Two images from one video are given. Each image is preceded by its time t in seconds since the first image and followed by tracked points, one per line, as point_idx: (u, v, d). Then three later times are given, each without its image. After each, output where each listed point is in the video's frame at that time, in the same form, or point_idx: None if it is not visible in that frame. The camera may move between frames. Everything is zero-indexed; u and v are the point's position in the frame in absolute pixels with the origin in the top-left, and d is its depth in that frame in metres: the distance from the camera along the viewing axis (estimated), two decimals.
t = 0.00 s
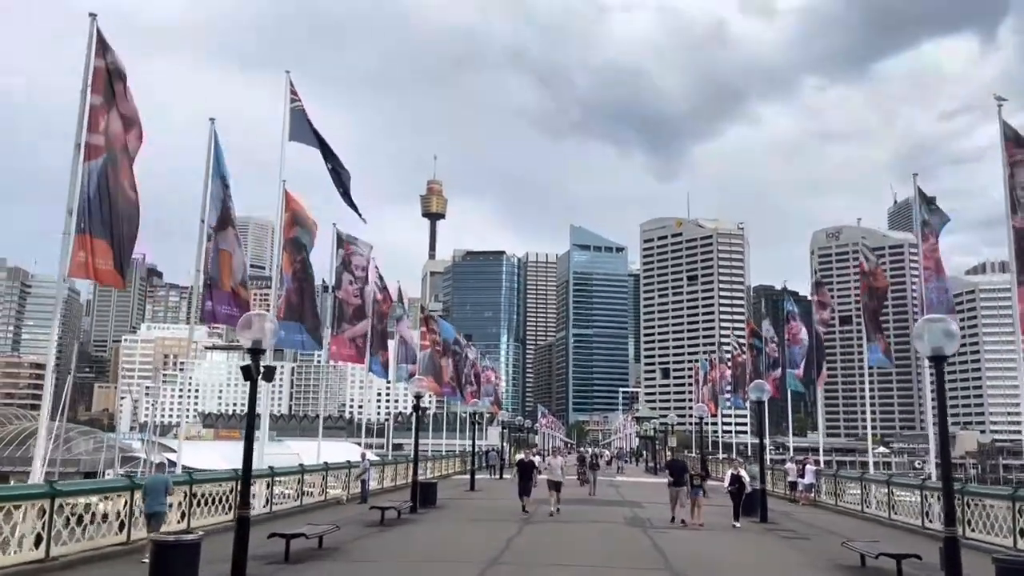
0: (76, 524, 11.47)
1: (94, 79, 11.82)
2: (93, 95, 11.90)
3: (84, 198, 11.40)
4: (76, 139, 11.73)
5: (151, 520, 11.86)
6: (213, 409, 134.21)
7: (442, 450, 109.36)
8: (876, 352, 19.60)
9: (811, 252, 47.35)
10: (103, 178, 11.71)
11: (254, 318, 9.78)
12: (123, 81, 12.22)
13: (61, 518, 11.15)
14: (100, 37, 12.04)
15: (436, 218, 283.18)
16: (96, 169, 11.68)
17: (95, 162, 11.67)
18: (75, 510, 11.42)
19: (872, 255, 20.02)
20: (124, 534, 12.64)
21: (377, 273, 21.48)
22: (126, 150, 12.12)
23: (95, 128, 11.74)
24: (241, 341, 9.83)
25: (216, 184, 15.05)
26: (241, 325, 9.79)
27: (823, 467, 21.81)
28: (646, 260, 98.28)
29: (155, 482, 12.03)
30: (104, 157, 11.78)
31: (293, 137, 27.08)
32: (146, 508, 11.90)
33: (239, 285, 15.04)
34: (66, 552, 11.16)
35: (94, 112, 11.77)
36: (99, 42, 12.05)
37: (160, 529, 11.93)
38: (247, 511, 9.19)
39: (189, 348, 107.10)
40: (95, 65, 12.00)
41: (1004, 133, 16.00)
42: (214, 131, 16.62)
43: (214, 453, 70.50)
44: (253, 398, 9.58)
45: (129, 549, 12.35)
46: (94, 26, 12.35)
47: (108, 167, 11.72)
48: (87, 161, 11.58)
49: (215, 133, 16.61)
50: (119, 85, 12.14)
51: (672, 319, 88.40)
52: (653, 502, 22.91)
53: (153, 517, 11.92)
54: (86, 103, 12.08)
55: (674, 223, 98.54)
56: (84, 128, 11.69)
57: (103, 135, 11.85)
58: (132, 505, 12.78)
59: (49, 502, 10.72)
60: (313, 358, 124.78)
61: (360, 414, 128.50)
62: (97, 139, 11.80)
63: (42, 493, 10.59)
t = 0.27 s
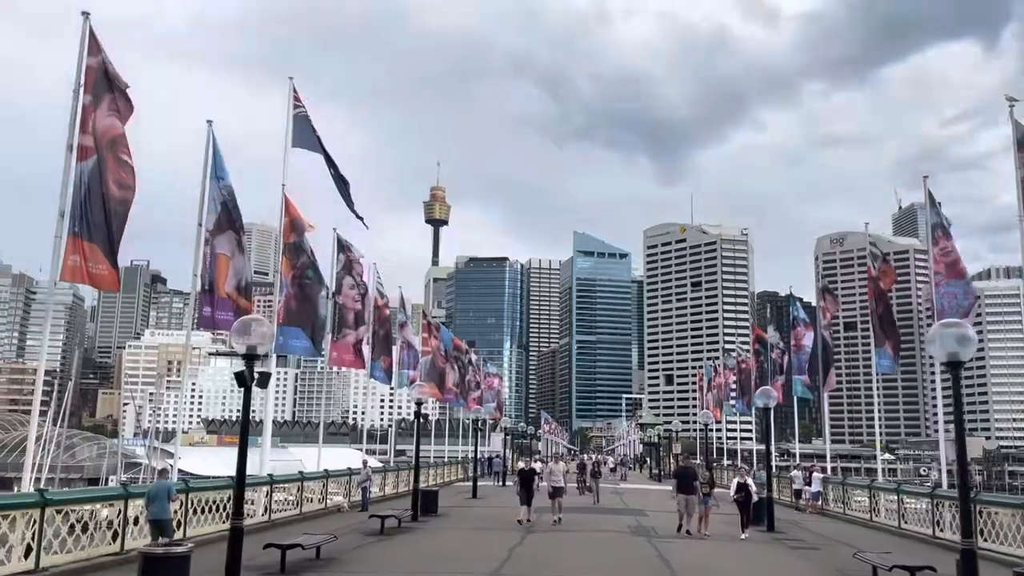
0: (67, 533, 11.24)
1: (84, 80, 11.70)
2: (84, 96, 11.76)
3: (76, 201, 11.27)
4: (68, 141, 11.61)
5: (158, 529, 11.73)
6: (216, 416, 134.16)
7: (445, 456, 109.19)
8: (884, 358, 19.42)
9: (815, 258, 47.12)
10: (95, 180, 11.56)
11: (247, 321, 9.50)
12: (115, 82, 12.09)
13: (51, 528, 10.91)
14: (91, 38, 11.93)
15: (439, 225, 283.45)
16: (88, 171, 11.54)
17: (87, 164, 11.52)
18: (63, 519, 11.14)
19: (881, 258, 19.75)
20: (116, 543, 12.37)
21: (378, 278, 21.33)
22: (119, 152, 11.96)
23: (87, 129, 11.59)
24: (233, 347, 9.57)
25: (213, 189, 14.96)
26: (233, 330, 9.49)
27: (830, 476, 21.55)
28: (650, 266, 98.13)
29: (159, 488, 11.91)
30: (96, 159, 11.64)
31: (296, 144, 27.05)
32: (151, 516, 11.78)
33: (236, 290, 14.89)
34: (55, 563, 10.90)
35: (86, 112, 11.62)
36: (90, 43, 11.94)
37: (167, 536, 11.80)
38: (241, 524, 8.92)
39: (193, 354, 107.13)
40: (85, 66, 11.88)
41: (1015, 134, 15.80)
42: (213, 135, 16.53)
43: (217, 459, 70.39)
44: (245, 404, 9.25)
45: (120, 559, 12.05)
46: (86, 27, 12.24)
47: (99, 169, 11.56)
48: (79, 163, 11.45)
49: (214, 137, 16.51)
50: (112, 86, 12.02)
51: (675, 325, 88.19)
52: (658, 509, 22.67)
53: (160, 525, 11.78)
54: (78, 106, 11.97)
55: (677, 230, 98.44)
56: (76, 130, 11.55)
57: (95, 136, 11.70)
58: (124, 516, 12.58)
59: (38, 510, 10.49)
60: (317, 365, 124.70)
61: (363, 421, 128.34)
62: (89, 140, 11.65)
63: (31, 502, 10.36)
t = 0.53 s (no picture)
0: (55, 539, 10.62)
1: (73, 75, 11.56)
2: (73, 92, 11.62)
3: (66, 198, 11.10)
4: (58, 137, 11.47)
5: (159, 534, 11.56)
6: (219, 421, 134.13)
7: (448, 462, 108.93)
8: (890, 364, 19.13)
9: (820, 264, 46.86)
10: (85, 176, 11.40)
11: (237, 321, 9.28)
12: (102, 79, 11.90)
13: (36, 534, 10.25)
14: (81, 33, 11.79)
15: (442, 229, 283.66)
16: (76, 167, 11.38)
17: (76, 159, 11.37)
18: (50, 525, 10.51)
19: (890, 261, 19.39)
20: (106, 549, 11.71)
21: (379, 279, 21.15)
22: (110, 147, 11.81)
23: (76, 124, 11.45)
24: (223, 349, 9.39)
25: (208, 188, 14.83)
26: (224, 329, 9.30)
27: (837, 481, 21.28)
28: (653, 271, 97.96)
29: (161, 492, 11.73)
30: (86, 155, 11.49)
31: (298, 148, 26.96)
32: (152, 519, 11.61)
33: (231, 291, 14.74)
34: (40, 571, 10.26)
35: (75, 108, 11.48)
36: (81, 38, 11.81)
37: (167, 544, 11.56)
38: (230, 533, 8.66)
39: (196, 358, 107.14)
40: (74, 61, 11.74)
41: None
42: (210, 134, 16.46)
43: (219, 463, 70.29)
44: (236, 406, 9.04)
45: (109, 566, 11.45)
46: (77, 21, 12.11)
47: (88, 164, 11.39)
48: (68, 159, 11.30)
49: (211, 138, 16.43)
50: (101, 82, 11.85)
51: (679, 331, 87.93)
52: (662, 516, 22.41)
53: (161, 531, 11.57)
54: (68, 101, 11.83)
55: (681, 235, 98.28)
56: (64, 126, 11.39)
57: (83, 132, 11.53)
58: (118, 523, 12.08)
59: (22, 516, 9.88)
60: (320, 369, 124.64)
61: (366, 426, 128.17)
62: (78, 136, 11.50)
63: (14, 507, 9.73)
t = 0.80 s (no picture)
0: (39, 549, 10.31)
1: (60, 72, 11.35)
2: (60, 88, 11.42)
3: (48, 198, 10.91)
4: (43, 135, 11.26)
5: (157, 542, 11.18)
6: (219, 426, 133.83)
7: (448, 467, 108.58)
8: (893, 368, 19.03)
9: (821, 270, 46.44)
10: (70, 175, 11.21)
11: (225, 325, 9.12)
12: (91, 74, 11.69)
13: (16, 544, 9.92)
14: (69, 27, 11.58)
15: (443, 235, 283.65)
16: (61, 166, 11.20)
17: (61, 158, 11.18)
18: (32, 535, 10.18)
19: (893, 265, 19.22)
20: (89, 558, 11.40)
21: (378, 284, 20.99)
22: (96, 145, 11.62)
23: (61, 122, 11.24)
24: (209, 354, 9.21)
25: (201, 188, 14.64)
26: (209, 333, 9.12)
27: (840, 490, 21.05)
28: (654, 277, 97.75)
29: (161, 499, 11.43)
30: (71, 155, 11.29)
31: (298, 152, 26.82)
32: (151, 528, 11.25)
33: (222, 293, 14.53)
34: None
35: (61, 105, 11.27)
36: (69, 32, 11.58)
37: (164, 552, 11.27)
38: (214, 544, 8.51)
39: (196, 363, 106.92)
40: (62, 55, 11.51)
41: None
42: (203, 134, 16.27)
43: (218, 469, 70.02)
44: (222, 412, 8.92)
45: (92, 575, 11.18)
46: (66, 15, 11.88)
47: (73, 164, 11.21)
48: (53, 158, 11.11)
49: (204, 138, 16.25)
50: (90, 79, 11.64)
51: (680, 337, 87.67)
52: (663, 524, 22.15)
53: (158, 540, 11.25)
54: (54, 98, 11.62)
55: (681, 240, 98.18)
56: (50, 123, 11.20)
57: (68, 129, 11.33)
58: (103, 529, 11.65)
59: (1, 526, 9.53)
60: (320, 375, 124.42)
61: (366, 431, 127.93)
62: (64, 134, 11.29)
63: None
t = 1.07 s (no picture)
0: (23, 554, 10.01)
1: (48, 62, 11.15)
2: (46, 82, 11.21)
3: (31, 192, 10.70)
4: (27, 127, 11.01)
5: (152, 544, 11.07)
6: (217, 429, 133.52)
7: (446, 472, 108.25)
8: (897, 371, 18.83)
9: (820, 274, 45.96)
10: (55, 170, 11.02)
11: (215, 323, 9.05)
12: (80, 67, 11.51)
13: None
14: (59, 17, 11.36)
15: (443, 238, 283.67)
16: (45, 159, 11.00)
17: (46, 153, 10.96)
18: (14, 540, 9.87)
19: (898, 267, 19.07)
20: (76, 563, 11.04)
21: (375, 285, 20.87)
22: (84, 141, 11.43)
23: (49, 115, 11.02)
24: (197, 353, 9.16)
25: (191, 185, 14.44)
26: (196, 332, 9.05)
27: (842, 494, 20.87)
28: (653, 281, 97.59)
29: (159, 502, 11.38)
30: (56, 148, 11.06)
31: (296, 155, 26.66)
32: (147, 531, 11.16)
33: (213, 292, 14.31)
34: None
35: (48, 97, 11.06)
36: (58, 22, 11.35)
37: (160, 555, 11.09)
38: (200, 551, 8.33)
39: (194, 367, 106.61)
40: (50, 46, 11.28)
41: None
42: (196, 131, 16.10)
43: (215, 474, 69.72)
44: (209, 411, 8.83)
45: None
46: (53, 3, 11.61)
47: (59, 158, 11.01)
48: (39, 152, 10.89)
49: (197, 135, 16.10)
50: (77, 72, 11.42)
51: (679, 342, 87.47)
52: (662, 529, 21.98)
53: (154, 542, 11.08)
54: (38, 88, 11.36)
55: (681, 244, 97.98)
56: (35, 117, 10.96)
57: (55, 124, 11.13)
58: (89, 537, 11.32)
59: None
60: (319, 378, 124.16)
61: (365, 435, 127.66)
62: (50, 127, 11.05)
63: None
